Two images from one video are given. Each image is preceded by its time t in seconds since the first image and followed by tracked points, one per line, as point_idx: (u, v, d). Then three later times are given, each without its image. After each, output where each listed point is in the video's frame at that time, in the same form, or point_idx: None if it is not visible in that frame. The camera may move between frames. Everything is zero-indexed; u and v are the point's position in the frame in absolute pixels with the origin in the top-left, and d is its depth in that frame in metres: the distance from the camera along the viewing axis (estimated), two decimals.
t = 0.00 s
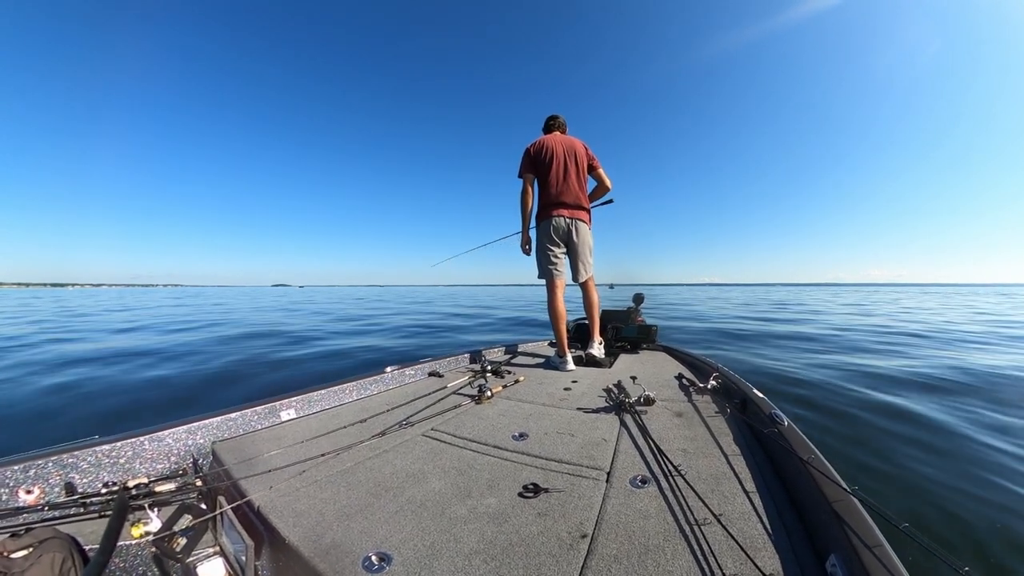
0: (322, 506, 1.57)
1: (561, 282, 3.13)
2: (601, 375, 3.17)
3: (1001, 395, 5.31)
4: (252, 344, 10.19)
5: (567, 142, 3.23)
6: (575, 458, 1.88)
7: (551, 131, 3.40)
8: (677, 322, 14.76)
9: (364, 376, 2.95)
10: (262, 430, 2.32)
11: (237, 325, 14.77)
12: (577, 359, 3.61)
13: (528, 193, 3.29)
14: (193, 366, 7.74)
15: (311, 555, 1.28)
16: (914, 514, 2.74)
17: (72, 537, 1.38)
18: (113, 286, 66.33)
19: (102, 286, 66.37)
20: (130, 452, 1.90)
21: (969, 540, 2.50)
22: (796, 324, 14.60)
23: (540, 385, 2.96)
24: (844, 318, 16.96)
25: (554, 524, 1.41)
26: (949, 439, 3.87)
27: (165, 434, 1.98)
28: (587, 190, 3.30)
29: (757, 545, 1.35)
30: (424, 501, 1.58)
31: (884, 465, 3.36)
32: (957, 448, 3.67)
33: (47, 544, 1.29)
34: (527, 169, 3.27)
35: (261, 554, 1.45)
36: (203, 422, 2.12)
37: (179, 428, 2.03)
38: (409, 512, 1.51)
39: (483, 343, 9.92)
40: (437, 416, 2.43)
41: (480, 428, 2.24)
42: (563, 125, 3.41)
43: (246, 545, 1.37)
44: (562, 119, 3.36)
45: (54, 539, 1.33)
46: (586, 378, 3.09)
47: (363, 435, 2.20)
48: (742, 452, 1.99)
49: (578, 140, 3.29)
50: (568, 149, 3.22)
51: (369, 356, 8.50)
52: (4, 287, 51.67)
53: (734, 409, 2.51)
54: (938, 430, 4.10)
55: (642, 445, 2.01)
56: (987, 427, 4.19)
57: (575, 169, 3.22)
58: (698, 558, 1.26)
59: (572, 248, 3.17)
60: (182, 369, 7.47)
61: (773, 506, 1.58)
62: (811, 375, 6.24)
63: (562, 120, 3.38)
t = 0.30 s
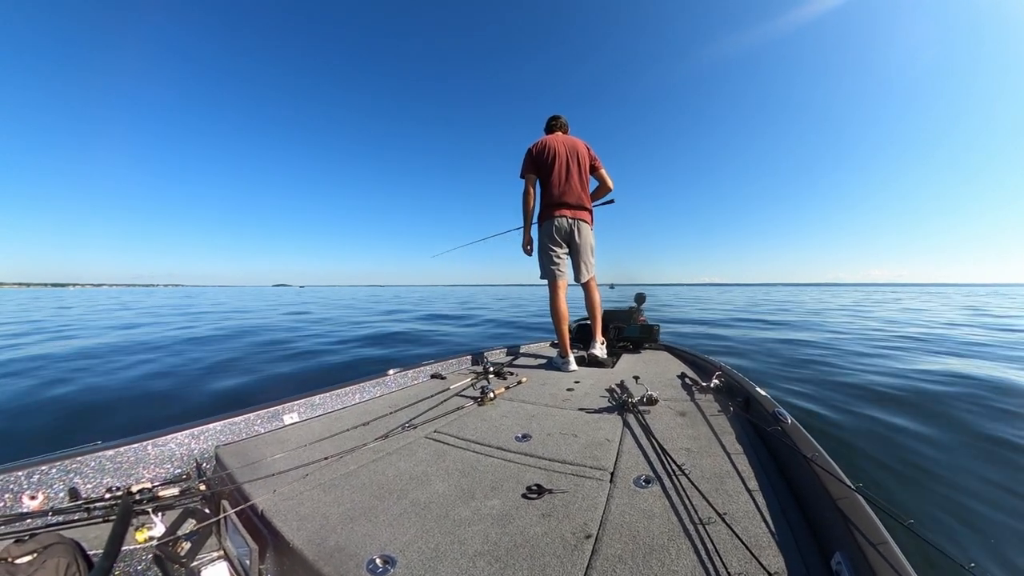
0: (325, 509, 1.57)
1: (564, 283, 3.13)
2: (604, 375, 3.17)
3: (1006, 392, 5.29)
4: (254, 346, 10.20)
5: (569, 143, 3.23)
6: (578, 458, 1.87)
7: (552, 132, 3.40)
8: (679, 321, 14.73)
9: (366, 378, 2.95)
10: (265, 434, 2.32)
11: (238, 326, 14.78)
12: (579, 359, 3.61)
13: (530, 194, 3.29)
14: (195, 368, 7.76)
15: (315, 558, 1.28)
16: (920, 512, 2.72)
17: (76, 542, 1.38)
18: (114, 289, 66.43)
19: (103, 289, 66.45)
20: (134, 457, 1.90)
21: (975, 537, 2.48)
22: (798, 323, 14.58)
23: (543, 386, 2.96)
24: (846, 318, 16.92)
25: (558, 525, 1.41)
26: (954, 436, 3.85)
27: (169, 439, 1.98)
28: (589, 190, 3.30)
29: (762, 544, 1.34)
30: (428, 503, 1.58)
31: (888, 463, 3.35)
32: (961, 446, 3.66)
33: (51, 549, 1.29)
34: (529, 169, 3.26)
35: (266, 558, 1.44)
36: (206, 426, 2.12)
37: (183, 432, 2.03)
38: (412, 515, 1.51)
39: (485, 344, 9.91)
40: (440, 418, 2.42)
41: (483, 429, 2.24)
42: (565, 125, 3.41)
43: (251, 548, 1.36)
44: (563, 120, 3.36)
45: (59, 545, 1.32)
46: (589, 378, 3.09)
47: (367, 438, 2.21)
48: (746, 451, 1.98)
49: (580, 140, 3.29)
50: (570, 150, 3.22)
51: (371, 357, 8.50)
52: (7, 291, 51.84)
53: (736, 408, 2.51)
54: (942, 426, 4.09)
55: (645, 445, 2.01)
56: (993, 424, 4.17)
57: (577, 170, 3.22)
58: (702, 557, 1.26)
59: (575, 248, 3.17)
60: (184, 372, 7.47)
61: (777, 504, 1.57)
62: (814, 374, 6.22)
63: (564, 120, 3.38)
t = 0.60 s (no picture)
0: (326, 508, 1.57)
1: (565, 283, 3.13)
2: (605, 375, 3.16)
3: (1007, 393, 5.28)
4: (254, 346, 10.20)
5: (570, 143, 3.23)
6: (579, 458, 1.87)
7: (554, 132, 3.40)
8: (679, 321, 14.72)
9: (367, 378, 2.95)
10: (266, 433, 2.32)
11: (238, 326, 14.76)
12: (580, 359, 3.61)
13: (531, 194, 3.29)
14: (197, 367, 7.77)
15: (316, 557, 1.28)
16: (921, 512, 2.73)
17: (77, 540, 1.38)
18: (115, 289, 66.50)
19: (103, 289, 66.46)
20: (136, 456, 1.90)
21: (976, 538, 2.48)
22: (799, 323, 14.56)
23: (544, 385, 2.96)
24: (847, 318, 16.89)
25: (558, 525, 1.41)
26: (955, 436, 3.85)
27: (170, 438, 1.98)
28: (590, 190, 3.30)
29: (763, 544, 1.34)
30: (429, 502, 1.58)
31: (888, 463, 3.35)
32: (963, 447, 3.65)
33: (53, 547, 1.29)
34: (530, 169, 3.26)
35: (266, 557, 1.44)
36: (207, 425, 2.12)
37: (183, 431, 2.03)
38: (413, 514, 1.51)
39: (486, 344, 9.92)
40: (441, 418, 2.42)
41: (484, 429, 2.24)
42: (566, 125, 3.40)
43: (251, 547, 1.37)
44: (565, 120, 3.36)
45: (61, 543, 1.33)
46: (590, 378, 3.09)
47: (368, 437, 2.21)
48: (747, 451, 1.98)
49: (581, 140, 3.29)
50: (571, 150, 3.22)
51: (372, 357, 8.50)
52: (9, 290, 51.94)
53: (737, 408, 2.51)
54: (942, 426, 4.08)
55: (646, 445, 2.01)
56: (995, 424, 4.16)
57: (578, 169, 3.22)
58: (703, 558, 1.26)
59: (576, 248, 3.17)
60: (186, 371, 7.49)
61: (777, 505, 1.57)
62: (815, 374, 6.21)
63: (565, 120, 3.37)
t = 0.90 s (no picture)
0: (324, 503, 1.57)
1: (565, 282, 3.13)
2: (605, 375, 3.17)
3: (1006, 395, 5.28)
4: (254, 343, 10.19)
5: (571, 142, 3.23)
6: (578, 457, 1.87)
7: (554, 131, 3.39)
8: (680, 322, 14.71)
9: (367, 374, 2.95)
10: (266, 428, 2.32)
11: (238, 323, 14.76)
12: (580, 358, 3.61)
13: (532, 193, 3.29)
14: (197, 364, 7.78)
15: (314, 552, 1.28)
16: (918, 514, 2.75)
17: (77, 533, 1.38)
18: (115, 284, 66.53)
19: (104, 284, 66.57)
20: (135, 449, 1.90)
21: (972, 541, 2.50)
22: (798, 323, 14.56)
23: (543, 384, 2.96)
24: (847, 318, 16.89)
25: (556, 524, 1.41)
26: (953, 440, 3.85)
27: (169, 431, 1.99)
28: (591, 189, 3.29)
29: (760, 546, 1.34)
30: (427, 499, 1.58)
31: (886, 467, 3.35)
32: (960, 450, 3.67)
33: (52, 539, 1.29)
34: (531, 168, 3.26)
35: (264, 552, 1.45)
36: (207, 419, 2.12)
37: (183, 425, 2.03)
38: (412, 510, 1.51)
39: (486, 343, 9.94)
40: (440, 415, 2.43)
41: (483, 426, 2.24)
42: (567, 125, 3.40)
43: (249, 542, 1.37)
44: (566, 119, 3.36)
45: (59, 535, 1.33)
46: (590, 377, 3.09)
47: (367, 433, 2.21)
48: (746, 454, 1.98)
49: (582, 140, 3.29)
50: (572, 149, 3.21)
51: (371, 354, 8.51)
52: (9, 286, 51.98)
53: (737, 409, 2.51)
54: (941, 429, 4.09)
55: (645, 445, 2.01)
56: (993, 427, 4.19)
57: (578, 168, 3.21)
58: (700, 558, 1.26)
59: (576, 247, 3.17)
60: (186, 367, 7.51)
61: (776, 507, 1.57)
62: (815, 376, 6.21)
63: (566, 120, 3.37)
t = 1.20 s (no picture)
0: (323, 500, 1.57)
1: (566, 281, 3.13)
2: (605, 375, 3.17)
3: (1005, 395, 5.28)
4: (254, 341, 10.19)
5: (572, 142, 3.23)
6: (577, 456, 1.88)
7: (556, 131, 3.39)
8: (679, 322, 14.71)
9: (367, 372, 2.95)
10: (266, 424, 2.33)
11: (238, 321, 14.75)
12: (581, 358, 3.61)
13: (533, 192, 3.29)
14: (196, 361, 7.78)
15: (312, 548, 1.28)
16: (915, 514, 2.77)
17: (76, 526, 1.38)
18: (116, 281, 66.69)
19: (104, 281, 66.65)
20: (134, 443, 1.91)
21: (968, 542, 2.52)
22: (798, 324, 14.58)
23: (543, 383, 2.97)
24: (847, 319, 16.89)
25: (554, 523, 1.41)
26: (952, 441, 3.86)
27: (169, 426, 1.99)
28: (591, 189, 3.29)
29: (758, 548, 1.34)
30: (426, 497, 1.58)
31: (885, 468, 3.36)
32: (958, 450, 3.69)
33: (52, 532, 1.29)
34: (532, 168, 3.26)
35: (262, 548, 1.45)
36: (206, 415, 2.13)
37: (183, 420, 2.04)
38: (410, 508, 1.51)
39: (486, 342, 9.94)
40: (440, 413, 2.43)
41: (483, 425, 2.24)
42: (568, 125, 3.40)
43: (248, 538, 1.37)
44: (567, 119, 3.35)
45: (59, 528, 1.33)
46: (590, 377, 3.10)
47: (367, 430, 2.21)
48: (746, 455, 1.97)
49: (583, 140, 3.29)
50: (573, 149, 3.21)
51: (371, 352, 8.52)
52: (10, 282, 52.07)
53: (737, 411, 2.51)
54: (940, 431, 4.09)
55: (645, 446, 2.01)
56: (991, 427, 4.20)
57: (579, 168, 3.21)
58: (698, 559, 1.27)
59: (577, 247, 3.17)
60: (185, 364, 7.51)
61: (774, 509, 1.57)
62: (814, 376, 6.21)
63: (567, 119, 3.37)
